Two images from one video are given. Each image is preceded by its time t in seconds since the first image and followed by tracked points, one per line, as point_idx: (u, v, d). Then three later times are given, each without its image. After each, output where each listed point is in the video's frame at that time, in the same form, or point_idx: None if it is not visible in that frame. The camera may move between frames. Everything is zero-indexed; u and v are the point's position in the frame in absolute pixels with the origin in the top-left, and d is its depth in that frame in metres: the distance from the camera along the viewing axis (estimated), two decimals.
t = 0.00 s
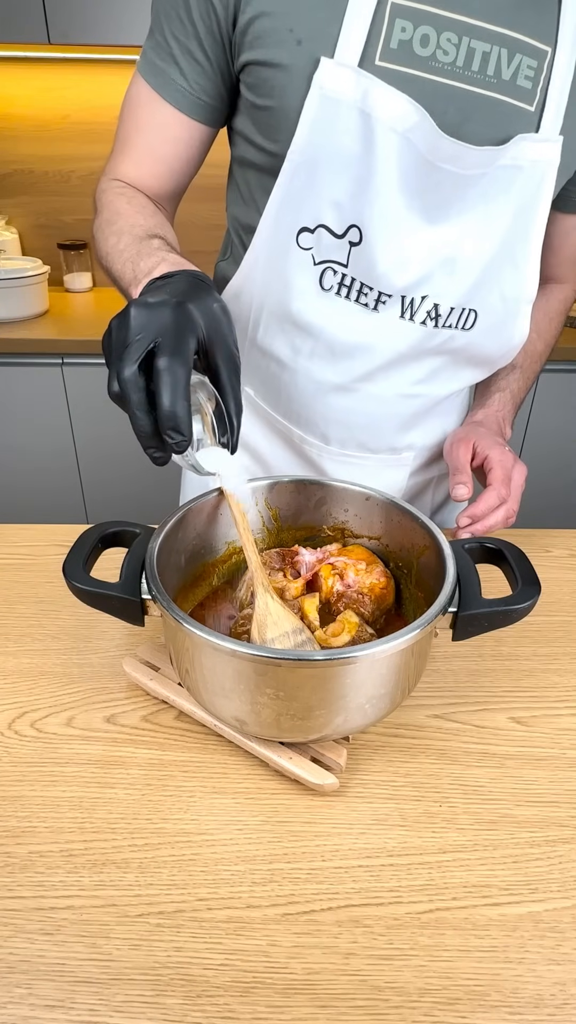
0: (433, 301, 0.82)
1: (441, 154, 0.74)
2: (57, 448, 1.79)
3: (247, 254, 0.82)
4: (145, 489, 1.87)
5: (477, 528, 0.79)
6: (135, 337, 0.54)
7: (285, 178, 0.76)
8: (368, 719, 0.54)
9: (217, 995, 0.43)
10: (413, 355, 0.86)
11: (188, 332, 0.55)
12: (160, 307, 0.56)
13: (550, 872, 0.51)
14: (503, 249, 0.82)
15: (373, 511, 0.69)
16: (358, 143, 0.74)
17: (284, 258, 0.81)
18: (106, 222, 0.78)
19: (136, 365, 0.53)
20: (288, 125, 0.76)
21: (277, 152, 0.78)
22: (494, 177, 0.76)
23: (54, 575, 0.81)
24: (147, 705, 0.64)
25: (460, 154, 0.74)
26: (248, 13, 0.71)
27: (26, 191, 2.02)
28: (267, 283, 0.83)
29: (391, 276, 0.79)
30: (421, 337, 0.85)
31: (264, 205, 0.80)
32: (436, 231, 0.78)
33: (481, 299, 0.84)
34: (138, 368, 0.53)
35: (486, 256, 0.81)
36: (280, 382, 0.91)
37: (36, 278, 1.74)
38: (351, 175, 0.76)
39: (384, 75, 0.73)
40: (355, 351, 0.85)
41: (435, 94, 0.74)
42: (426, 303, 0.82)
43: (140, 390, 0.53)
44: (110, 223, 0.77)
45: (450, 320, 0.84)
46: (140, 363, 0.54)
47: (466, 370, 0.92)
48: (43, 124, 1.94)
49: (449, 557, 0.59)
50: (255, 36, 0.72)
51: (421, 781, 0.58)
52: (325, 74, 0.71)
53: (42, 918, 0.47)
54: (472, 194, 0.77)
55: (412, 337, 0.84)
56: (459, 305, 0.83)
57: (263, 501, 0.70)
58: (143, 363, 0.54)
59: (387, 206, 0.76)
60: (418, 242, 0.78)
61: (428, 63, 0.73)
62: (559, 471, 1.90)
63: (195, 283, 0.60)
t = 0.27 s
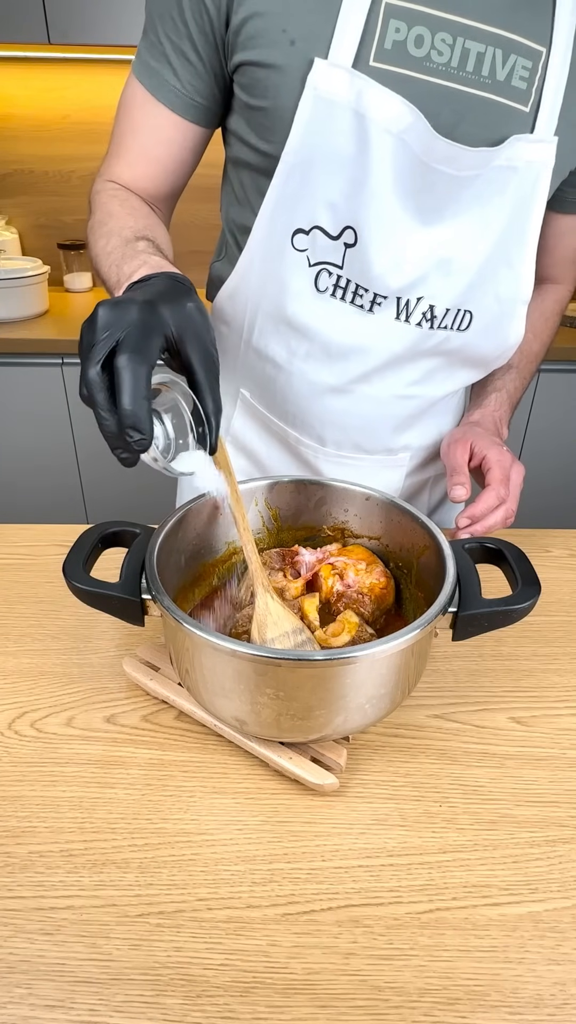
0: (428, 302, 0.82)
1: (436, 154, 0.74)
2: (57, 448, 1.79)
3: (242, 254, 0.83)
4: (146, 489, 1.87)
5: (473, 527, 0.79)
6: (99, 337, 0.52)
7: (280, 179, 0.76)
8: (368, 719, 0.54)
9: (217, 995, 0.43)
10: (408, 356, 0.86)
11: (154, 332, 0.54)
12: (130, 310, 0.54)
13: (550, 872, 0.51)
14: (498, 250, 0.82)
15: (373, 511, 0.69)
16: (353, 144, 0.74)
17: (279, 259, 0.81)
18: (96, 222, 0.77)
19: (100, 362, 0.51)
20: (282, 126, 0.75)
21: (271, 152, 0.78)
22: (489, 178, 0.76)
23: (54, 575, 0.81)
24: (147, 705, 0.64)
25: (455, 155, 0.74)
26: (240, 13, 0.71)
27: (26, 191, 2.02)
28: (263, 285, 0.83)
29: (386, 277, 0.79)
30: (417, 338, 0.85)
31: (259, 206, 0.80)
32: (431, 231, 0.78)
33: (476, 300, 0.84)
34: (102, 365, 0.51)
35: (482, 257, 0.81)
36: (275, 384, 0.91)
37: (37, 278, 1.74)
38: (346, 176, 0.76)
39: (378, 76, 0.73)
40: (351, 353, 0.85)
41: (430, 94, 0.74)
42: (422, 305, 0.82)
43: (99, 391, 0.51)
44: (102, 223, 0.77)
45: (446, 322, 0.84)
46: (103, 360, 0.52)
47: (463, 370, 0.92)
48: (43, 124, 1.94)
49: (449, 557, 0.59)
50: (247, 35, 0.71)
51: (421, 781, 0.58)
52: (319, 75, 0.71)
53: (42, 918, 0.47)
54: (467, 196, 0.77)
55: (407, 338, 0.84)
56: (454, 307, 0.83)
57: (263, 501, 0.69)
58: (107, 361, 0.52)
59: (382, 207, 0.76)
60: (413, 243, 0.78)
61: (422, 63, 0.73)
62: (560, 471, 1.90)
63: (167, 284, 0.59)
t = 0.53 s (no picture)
0: (429, 304, 0.83)
1: (437, 157, 0.74)
2: (57, 449, 1.79)
3: (241, 257, 0.82)
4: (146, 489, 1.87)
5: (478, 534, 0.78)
6: (100, 347, 0.50)
7: (280, 184, 0.76)
8: (368, 719, 0.54)
9: (217, 994, 0.43)
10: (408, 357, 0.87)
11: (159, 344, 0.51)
12: (133, 319, 0.52)
13: (550, 872, 0.51)
14: (496, 251, 0.82)
15: (373, 511, 0.69)
16: (354, 148, 0.74)
17: (280, 263, 0.81)
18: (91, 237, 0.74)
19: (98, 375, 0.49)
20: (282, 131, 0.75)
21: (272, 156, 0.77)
22: (488, 181, 0.77)
23: (54, 575, 0.81)
24: (147, 705, 0.64)
25: (456, 159, 0.74)
26: (239, 18, 0.70)
27: (26, 191, 2.02)
28: (262, 288, 0.83)
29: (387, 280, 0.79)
30: (417, 339, 0.85)
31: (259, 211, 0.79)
32: (431, 234, 0.78)
33: (475, 300, 0.84)
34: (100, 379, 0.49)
35: (481, 258, 0.81)
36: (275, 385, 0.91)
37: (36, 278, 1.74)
38: (346, 181, 0.76)
39: (378, 79, 0.73)
40: (352, 353, 0.85)
41: (430, 97, 0.73)
42: (422, 307, 0.83)
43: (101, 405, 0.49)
44: (94, 243, 0.73)
45: (445, 322, 0.85)
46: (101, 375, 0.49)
47: (461, 369, 0.92)
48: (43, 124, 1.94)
49: (449, 557, 0.59)
50: (247, 40, 0.71)
51: (421, 781, 0.58)
52: (320, 80, 0.70)
53: (42, 918, 0.47)
54: (466, 198, 0.77)
55: (407, 340, 0.85)
56: (454, 307, 0.84)
57: (263, 501, 0.69)
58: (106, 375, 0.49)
59: (382, 210, 0.76)
60: (414, 246, 0.78)
61: (422, 65, 0.73)
62: (560, 471, 1.90)
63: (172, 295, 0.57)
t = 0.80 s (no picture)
0: (431, 305, 0.83)
1: (441, 161, 0.74)
2: (57, 448, 1.79)
3: (242, 260, 0.81)
4: (146, 488, 1.87)
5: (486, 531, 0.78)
6: (178, 345, 0.47)
7: (285, 189, 0.75)
8: (368, 719, 0.54)
9: (216, 994, 0.43)
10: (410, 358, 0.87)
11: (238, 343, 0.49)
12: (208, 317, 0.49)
13: (550, 872, 0.51)
14: (497, 251, 0.82)
15: (373, 511, 0.69)
16: (359, 152, 0.74)
17: (282, 266, 0.80)
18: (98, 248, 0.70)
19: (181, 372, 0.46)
20: (287, 135, 0.75)
21: (277, 161, 0.77)
22: (490, 182, 0.77)
23: (54, 575, 0.81)
24: (147, 705, 0.64)
25: (461, 163, 0.74)
26: (246, 20, 0.69)
27: (26, 191, 2.02)
28: (264, 291, 0.83)
29: (391, 282, 0.80)
30: (419, 340, 0.85)
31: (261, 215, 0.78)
32: (434, 237, 0.79)
33: (475, 300, 0.85)
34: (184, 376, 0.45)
35: (482, 259, 0.81)
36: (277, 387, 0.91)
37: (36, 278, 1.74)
38: (352, 185, 0.75)
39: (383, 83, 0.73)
40: (355, 355, 0.85)
41: (434, 100, 0.73)
42: (425, 308, 0.83)
43: (190, 405, 0.45)
44: (103, 252, 0.70)
45: (446, 322, 0.85)
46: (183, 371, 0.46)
47: (459, 369, 0.93)
48: (42, 124, 1.94)
49: (448, 557, 0.59)
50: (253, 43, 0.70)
51: (421, 781, 0.58)
52: (326, 85, 0.70)
53: (42, 918, 0.47)
54: (468, 200, 0.78)
55: (410, 340, 0.85)
56: (455, 307, 0.84)
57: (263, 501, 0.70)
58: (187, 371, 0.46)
59: (386, 213, 0.76)
60: (417, 249, 0.78)
61: (427, 69, 0.73)
62: (560, 471, 1.90)
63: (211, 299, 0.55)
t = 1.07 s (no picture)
0: (428, 304, 0.83)
1: (438, 161, 0.73)
2: (57, 448, 1.79)
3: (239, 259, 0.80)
4: (146, 488, 1.87)
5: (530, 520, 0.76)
6: (225, 295, 0.47)
7: (282, 189, 0.74)
8: (368, 719, 0.54)
9: (216, 995, 0.43)
10: (406, 357, 0.86)
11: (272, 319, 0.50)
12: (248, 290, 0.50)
13: (550, 872, 0.51)
14: (493, 251, 0.82)
15: (373, 511, 0.69)
16: (355, 151, 0.73)
17: (279, 264, 0.80)
18: (91, 243, 0.70)
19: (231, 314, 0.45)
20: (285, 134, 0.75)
21: (275, 160, 0.77)
22: (487, 181, 0.77)
23: (54, 575, 0.81)
24: (147, 705, 0.64)
25: (457, 163, 0.74)
26: (244, 20, 0.69)
27: (26, 191, 2.02)
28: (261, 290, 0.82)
29: (388, 281, 0.79)
30: (415, 340, 0.85)
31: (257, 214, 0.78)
32: (431, 237, 0.79)
33: (472, 300, 0.85)
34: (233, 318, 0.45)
35: (478, 259, 0.81)
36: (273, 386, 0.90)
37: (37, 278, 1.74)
38: (349, 185, 0.75)
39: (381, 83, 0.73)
40: (352, 354, 0.85)
41: (431, 100, 0.74)
42: (421, 307, 0.83)
43: (235, 345, 0.44)
44: (101, 245, 0.70)
45: (443, 321, 0.85)
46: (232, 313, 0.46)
47: (455, 368, 0.93)
48: (42, 124, 1.94)
49: (449, 557, 0.59)
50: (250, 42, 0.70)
51: (421, 781, 0.58)
52: (324, 85, 0.70)
53: (42, 918, 0.47)
54: (464, 200, 0.78)
55: (406, 340, 0.85)
56: (451, 306, 0.84)
57: (263, 501, 0.70)
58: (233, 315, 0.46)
59: (383, 212, 0.76)
60: (415, 248, 0.78)
61: (425, 70, 0.73)
62: (560, 471, 1.90)
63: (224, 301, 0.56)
